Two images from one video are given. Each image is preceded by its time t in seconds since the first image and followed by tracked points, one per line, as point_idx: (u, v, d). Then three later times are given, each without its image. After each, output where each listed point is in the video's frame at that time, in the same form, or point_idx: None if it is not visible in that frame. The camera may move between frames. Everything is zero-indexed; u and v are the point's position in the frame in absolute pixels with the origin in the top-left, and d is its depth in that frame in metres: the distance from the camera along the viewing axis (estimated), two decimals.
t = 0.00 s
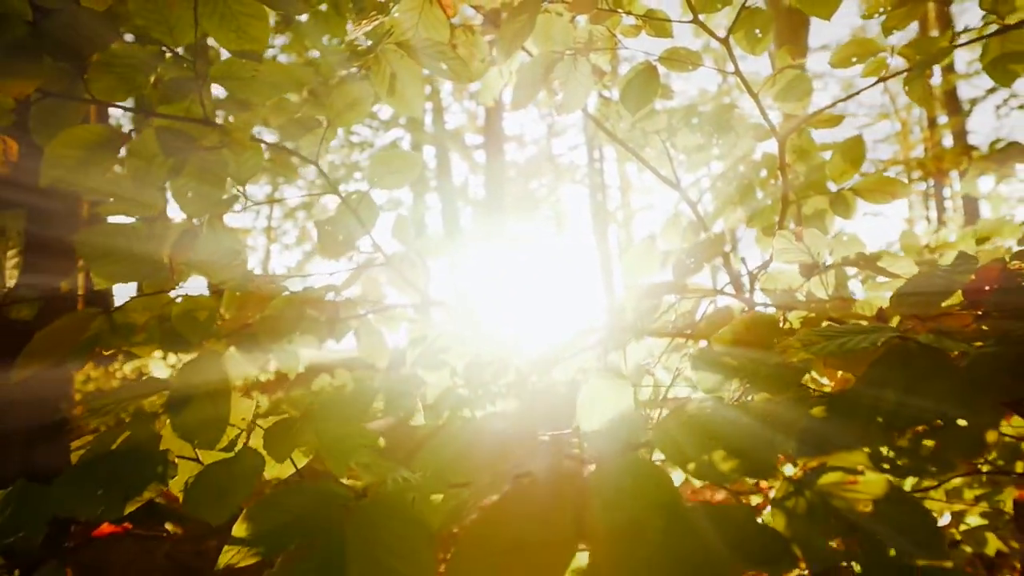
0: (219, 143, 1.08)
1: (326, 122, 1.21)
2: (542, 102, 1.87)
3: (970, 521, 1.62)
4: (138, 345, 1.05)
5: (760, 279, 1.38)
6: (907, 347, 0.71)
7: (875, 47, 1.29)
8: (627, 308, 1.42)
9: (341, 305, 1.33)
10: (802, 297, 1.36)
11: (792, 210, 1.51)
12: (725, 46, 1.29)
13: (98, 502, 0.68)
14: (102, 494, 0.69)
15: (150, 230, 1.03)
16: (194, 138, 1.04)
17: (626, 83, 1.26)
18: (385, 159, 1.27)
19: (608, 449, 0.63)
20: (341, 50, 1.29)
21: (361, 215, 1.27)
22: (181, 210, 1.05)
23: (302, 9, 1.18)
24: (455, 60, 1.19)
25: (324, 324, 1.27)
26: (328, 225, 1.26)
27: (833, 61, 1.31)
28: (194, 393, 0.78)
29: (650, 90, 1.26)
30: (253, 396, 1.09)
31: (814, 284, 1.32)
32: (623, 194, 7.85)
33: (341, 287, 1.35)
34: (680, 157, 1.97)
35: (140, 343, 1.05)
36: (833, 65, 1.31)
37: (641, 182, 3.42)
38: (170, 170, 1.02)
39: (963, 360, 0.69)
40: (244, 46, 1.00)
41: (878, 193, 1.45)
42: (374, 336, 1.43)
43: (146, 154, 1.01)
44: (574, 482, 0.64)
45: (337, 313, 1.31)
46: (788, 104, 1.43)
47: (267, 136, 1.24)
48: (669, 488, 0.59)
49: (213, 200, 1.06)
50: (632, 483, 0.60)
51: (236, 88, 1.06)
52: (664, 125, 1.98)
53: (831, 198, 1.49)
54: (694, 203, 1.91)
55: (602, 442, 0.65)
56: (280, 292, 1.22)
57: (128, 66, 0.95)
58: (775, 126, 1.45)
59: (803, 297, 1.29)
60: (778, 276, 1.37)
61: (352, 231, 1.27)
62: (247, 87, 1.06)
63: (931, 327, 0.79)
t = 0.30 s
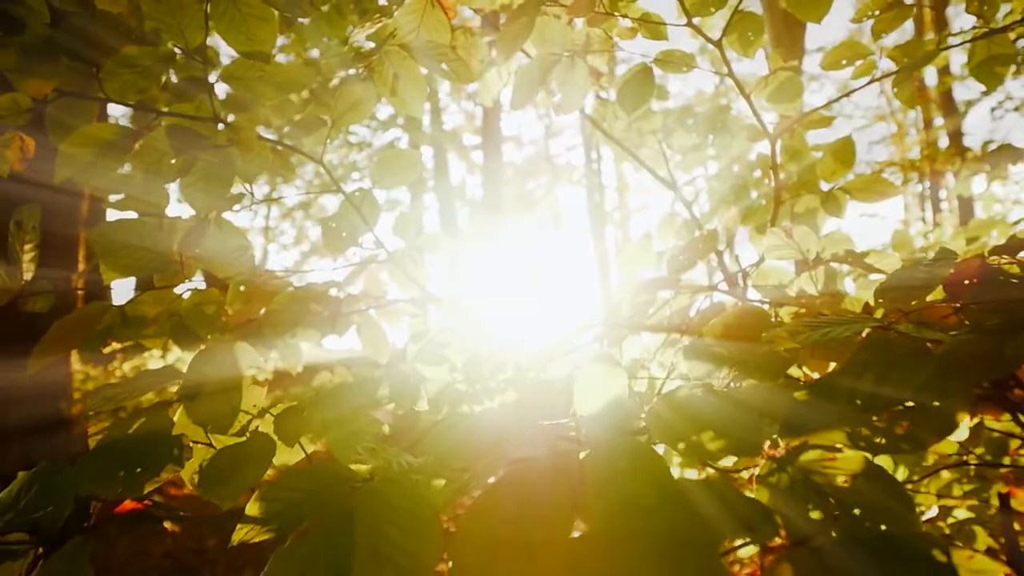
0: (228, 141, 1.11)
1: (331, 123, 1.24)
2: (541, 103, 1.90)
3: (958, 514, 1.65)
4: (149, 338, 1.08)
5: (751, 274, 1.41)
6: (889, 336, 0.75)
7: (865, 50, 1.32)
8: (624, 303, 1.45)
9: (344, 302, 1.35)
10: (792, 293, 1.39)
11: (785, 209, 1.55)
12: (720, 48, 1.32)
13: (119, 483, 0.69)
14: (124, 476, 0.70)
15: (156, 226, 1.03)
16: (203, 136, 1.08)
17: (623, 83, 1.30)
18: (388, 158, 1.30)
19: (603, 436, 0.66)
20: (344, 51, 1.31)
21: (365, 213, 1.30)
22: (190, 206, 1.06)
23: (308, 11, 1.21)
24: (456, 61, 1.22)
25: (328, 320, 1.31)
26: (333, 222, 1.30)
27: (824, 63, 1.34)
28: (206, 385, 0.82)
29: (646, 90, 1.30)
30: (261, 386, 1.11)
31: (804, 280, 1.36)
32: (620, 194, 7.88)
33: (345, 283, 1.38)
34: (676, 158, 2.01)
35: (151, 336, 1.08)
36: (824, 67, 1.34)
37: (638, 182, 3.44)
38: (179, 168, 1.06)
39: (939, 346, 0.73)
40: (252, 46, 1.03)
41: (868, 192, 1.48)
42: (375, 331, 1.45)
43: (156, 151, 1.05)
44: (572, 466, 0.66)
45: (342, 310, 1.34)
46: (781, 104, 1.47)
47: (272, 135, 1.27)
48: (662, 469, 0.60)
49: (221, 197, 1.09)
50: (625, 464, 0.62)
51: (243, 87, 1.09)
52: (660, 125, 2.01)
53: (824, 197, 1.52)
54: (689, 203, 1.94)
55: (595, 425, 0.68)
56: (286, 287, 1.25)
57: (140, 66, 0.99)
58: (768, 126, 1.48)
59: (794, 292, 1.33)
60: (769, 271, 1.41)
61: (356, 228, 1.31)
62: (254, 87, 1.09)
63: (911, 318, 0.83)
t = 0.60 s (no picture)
0: (233, 141, 1.13)
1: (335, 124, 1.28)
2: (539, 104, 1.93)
3: (948, 507, 1.68)
4: (155, 333, 1.11)
5: (744, 270, 1.44)
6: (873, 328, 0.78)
7: (856, 53, 1.35)
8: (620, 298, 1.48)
9: (345, 300, 1.38)
10: (783, 290, 1.42)
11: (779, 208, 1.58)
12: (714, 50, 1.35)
13: (133, 468, 0.70)
14: (138, 461, 0.71)
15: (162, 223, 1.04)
16: (208, 135, 1.10)
17: (619, 85, 1.32)
18: (388, 158, 1.33)
19: (599, 415, 0.68)
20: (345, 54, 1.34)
21: (367, 210, 1.34)
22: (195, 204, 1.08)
23: (311, 14, 1.23)
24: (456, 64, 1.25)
25: (329, 318, 1.32)
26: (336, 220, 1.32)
27: (816, 66, 1.37)
28: (213, 378, 0.84)
29: (641, 92, 1.32)
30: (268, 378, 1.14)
31: (796, 277, 1.38)
32: (618, 195, 7.91)
33: (347, 280, 1.40)
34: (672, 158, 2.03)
35: (156, 331, 1.10)
36: (816, 70, 1.37)
37: (635, 184, 3.47)
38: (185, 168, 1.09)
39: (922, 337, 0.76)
40: (257, 48, 1.06)
41: (860, 192, 1.51)
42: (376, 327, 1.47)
43: (163, 151, 1.07)
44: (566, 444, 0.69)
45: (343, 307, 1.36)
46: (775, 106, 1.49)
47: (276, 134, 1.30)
48: (660, 453, 0.63)
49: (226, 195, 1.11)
50: (624, 445, 0.65)
51: (248, 89, 1.12)
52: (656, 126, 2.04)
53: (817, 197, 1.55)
54: (684, 203, 1.97)
55: (591, 408, 0.71)
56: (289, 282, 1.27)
57: (148, 68, 1.01)
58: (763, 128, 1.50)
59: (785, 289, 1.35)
60: (761, 268, 1.44)
61: (358, 226, 1.33)
62: (259, 88, 1.12)
63: (895, 309, 0.86)
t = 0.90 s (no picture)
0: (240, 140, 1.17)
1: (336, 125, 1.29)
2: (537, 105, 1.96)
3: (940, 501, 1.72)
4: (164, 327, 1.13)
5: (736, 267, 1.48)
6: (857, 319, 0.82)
7: (847, 56, 1.38)
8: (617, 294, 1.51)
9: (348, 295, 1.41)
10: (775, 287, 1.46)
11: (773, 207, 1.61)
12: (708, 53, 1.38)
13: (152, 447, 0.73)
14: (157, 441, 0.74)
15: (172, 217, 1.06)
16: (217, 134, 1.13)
17: (615, 86, 1.36)
18: (391, 156, 1.36)
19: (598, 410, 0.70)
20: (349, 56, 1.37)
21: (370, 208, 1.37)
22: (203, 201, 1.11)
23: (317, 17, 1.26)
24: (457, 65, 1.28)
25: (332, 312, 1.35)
26: (339, 217, 1.35)
27: (807, 68, 1.40)
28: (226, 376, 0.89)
29: (637, 93, 1.36)
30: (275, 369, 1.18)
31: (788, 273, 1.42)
32: (617, 196, 7.93)
33: (349, 277, 1.44)
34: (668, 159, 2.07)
35: (166, 324, 1.12)
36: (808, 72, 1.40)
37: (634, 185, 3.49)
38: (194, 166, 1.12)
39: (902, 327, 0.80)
40: (265, 50, 1.09)
41: (850, 191, 1.55)
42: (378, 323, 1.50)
43: (172, 150, 1.10)
44: (566, 437, 0.71)
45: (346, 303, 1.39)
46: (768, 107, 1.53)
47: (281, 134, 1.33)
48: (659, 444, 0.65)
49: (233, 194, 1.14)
50: (625, 441, 0.66)
51: (256, 89, 1.15)
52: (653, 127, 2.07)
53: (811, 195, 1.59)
54: (680, 202, 2.00)
55: (590, 400, 0.72)
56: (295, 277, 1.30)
57: (159, 68, 1.04)
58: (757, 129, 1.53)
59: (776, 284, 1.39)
60: (752, 265, 1.48)
61: (361, 224, 1.36)
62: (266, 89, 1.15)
63: (880, 303, 0.90)
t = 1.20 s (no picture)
0: (246, 139, 1.19)
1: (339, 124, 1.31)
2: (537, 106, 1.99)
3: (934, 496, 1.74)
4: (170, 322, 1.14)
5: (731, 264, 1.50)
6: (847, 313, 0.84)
7: (840, 57, 1.41)
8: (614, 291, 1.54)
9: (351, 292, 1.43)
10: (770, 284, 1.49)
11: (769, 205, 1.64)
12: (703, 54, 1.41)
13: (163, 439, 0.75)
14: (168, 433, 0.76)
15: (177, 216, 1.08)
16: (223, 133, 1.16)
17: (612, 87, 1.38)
18: (393, 156, 1.38)
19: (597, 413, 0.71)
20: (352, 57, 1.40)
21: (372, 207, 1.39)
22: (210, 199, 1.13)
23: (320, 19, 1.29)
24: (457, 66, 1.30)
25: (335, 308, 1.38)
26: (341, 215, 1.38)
27: (801, 70, 1.43)
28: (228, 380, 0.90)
29: (634, 93, 1.38)
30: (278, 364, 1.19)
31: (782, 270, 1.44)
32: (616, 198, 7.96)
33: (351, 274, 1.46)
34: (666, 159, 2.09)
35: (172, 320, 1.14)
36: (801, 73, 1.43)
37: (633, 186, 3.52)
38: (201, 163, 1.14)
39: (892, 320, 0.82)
40: (270, 51, 1.12)
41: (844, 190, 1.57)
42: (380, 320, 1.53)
43: (180, 148, 1.13)
44: (565, 438, 0.72)
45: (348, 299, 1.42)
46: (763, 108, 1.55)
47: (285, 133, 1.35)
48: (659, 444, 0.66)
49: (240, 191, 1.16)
50: (624, 441, 0.67)
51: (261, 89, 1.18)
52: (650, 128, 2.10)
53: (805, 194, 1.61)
54: (677, 202, 2.03)
55: (589, 401, 0.73)
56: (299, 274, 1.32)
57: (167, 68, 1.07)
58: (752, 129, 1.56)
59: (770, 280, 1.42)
60: (747, 262, 1.50)
61: (363, 222, 1.39)
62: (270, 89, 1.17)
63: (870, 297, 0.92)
